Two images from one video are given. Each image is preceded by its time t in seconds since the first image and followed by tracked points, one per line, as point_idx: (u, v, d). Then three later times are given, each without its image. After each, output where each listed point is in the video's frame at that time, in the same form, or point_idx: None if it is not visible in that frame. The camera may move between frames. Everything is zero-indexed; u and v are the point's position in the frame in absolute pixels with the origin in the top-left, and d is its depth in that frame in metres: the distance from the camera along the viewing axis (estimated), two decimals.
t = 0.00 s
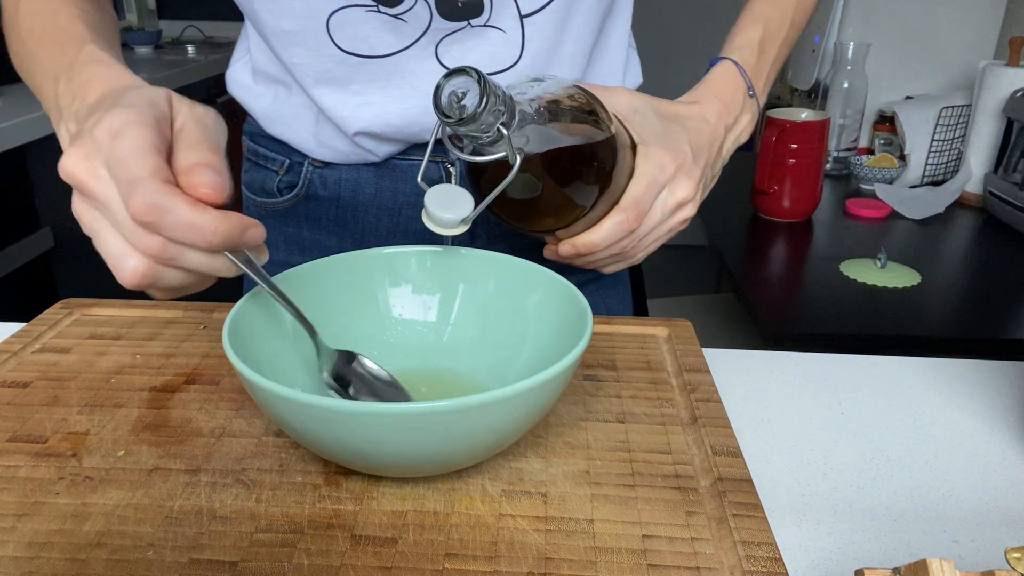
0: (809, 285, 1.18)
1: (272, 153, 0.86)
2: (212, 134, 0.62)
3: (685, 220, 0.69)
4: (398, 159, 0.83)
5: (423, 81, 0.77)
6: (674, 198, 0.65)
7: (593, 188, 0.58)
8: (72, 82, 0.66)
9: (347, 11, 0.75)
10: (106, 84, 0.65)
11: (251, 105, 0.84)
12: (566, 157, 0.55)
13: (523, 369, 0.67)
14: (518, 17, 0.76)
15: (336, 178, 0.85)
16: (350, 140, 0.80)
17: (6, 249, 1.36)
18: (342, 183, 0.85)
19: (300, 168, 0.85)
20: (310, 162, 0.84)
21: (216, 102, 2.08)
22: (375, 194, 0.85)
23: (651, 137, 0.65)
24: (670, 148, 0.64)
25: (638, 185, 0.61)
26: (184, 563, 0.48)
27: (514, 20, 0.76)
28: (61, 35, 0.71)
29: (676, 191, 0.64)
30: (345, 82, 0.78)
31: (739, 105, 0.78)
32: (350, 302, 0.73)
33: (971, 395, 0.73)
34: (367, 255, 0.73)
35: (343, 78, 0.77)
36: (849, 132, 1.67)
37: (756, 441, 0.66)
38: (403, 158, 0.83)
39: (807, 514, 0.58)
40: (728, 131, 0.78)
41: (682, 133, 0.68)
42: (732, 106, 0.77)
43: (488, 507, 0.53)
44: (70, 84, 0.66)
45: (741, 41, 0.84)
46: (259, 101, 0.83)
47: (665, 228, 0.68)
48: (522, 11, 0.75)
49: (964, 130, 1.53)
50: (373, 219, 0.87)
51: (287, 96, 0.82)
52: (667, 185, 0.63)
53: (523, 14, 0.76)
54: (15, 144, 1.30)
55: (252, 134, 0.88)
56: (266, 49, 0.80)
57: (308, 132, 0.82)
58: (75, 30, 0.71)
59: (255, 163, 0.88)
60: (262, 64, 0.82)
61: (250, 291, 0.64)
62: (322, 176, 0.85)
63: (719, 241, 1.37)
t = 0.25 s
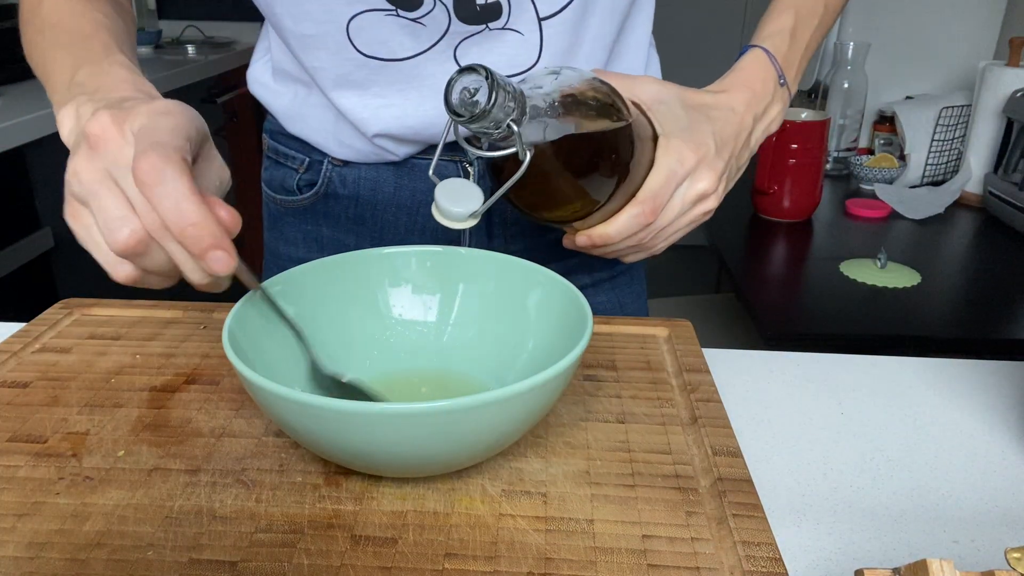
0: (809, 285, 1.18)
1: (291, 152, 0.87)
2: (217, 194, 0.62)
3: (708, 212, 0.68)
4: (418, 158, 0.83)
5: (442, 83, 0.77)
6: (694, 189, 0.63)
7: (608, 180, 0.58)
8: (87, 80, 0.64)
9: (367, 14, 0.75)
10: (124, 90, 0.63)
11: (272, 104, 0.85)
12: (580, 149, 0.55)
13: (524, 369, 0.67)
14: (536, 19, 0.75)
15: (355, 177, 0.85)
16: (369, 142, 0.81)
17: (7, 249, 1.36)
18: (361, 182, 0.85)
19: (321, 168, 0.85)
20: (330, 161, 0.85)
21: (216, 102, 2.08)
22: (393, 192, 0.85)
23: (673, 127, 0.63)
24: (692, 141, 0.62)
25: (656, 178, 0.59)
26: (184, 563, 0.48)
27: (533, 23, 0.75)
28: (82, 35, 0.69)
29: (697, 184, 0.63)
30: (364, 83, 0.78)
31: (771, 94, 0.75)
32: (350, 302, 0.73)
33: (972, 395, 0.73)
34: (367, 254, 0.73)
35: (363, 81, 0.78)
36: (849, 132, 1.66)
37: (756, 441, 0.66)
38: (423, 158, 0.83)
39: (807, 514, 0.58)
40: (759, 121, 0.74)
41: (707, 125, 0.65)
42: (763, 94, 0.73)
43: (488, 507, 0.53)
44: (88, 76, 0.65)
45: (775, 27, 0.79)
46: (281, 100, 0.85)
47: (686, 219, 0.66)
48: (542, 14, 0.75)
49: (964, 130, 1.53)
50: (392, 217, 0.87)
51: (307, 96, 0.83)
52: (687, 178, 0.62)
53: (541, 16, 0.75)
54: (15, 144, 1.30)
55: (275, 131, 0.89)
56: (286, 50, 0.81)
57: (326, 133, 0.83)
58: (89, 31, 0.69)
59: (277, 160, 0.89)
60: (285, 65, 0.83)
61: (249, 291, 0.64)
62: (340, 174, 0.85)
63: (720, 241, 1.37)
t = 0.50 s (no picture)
0: (809, 285, 1.18)
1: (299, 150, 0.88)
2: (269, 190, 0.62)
3: (722, 202, 0.68)
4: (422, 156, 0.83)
5: (447, 81, 0.76)
6: (708, 180, 0.63)
7: (620, 174, 0.57)
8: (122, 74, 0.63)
9: (372, 12, 0.75)
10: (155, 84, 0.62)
11: (280, 102, 0.85)
12: (594, 145, 0.54)
13: (525, 369, 0.67)
14: (541, 17, 0.75)
15: (360, 175, 0.85)
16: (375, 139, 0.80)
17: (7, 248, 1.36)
18: (366, 180, 0.85)
19: (328, 165, 0.86)
20: (336, 158, 0.85)
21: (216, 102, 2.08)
22: (398, 191, 0.85)
23: (689, 117, 0.61)
24: (706, 133, 0.61)
25: (668, 172, 0.59)
26: (184, 563, 0.48)
27: (538, 20, 0.75)
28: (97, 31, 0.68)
29: (709, 176, 0.63)
30: (371, 82, 0.78)
31: (792, 83, 0.72)
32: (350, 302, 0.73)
33: (973, 396, 0.73)
34: (367, 254, 0.73)
35: (371, 78, 0.78)
36: (849, 132, 1.66)
37: (756, 442, 0.66)
38: (427, 156, 0.82)
39: (807, 514, 0.58)
40: (779, 110, 0.71)
41: (723, 117, 0.63)
42: (784, 83, 0.70)
43: (488, 508, 0.53)
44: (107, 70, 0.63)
45: (801, 11, 0.75)
46: (289, 98, 0.85)
47: (699, 208, 0.67)
48: (547, 11, 0.74)
49: (964, 130, 1.53)
50: (397, 216, 0.87)
51: (314, 94, 0.83)
52: (700, 171, 0.62)
53: (546, 13, 0.75)
54: (15, 143, 1.29)
55: (286, 130, 0.90)
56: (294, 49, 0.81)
57: (333, 130, 0.83)
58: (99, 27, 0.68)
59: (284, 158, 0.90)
60: (292, 63, 0.83)
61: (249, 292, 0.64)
62: (346, 172, 0.85)
63: (720, 241, 1.37)
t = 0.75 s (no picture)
0: (809, 285, 1.18)
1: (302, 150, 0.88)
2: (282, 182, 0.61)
3: (717, 205, 0.67)
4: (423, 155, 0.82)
5: (447, 80, 0.76)
6: (701, 187, 0.62)
7: (613, 179, 0.58)
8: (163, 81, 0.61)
9: (373, 10, 0.75)
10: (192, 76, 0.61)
11: (283, 102, 0.85)
12: (582, 149, 0.55)
13: (524, 369, 0.67)
14: (541, 15, 0.75)
15: (364, 174, 0.85)
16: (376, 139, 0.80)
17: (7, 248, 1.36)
18: (369, 180, 0.85)
19: (331, 165, 0.86)
20: (339, 159, 0.85)
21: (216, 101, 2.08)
22: (401, 190, 0.85)
23: (685, 121, 0.60)
24: (701, 139, 0.60)
25: (660, 181, 0.59)
26: (184, 563, 0.48)
27: (538, 19, 0.75)
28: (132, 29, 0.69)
29: (703, 182, 0.62)
30: (369, 81, 0.77)
31: (792, 83, 0.71)
32: (350, 301, 0.73)
33: (973, 396, 0.73)
34: (367, 254, 0.73)
35: (371, 77, 0.78)
36: (849, 132, 1.66)
37: (756, 442, 0.66)
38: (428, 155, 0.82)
39: (807, 515, 0.58)
40: (777, 111, 0.70)
41: (719, 121, 0.62)
42: (783, 83, 0.70)
43: (487, 508, 0.53)
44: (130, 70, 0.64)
45: (799, 12, 0.75)
46: (291, 98, 0.85)
47: (694, 211, 0.66)
48: (546, 10, 0.75)
49: (964, 130, 1.53)
50: (400, 215, 0.87)
51: (316, 94, 0.83)
52: (694, 177, 0.61)
53: (546, 12, 0.75)
54: (15, 143, 1.29)
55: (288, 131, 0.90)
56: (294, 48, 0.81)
57: (335, 130, 0.83)
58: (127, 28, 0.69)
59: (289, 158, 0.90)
60: (294, 61, 0.83)
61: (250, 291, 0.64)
62: (350, 172, 0.85)
63: (720, 241, 1.37)
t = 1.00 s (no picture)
0: (809, 285, 1.18)
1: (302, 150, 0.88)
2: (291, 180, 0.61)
3: (715, 205, 0.68)
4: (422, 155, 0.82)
5: (445, 80, 0.76)
6: (699, 188, 0.63)
7: (608, 181, 0.58)
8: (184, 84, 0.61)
9: (370, 10, 0.75)
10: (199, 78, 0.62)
11: (282, 101, 0.86)
12: (576, 152, 0.56)
13: (524, 369, 0.67)
14: (538, 16, 0.75)
15: (363, 174, 0.85)
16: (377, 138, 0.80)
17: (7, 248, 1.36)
18: (368, 179, 0.85)
19: (330, 165, 0.86)
20: (339, 159, 0.85)
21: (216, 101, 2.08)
22: (400, 190, 0.85)
23: (685, 120, 0.60)
24: (699, 139, 0.60)
25: (656, 181, 0.59)
26: (184, 563, 0.48)
27: (535, 19, 0.75)
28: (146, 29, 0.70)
29: (701, 182, 0.63)
30: (365, 81, 0.77)
31: (795, 81, 0.71)
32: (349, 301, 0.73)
33: (973, 396, 0.73)
34: (367, 254, 0.73)
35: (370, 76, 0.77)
36: (849, 132, 1.66)
37: (756, 442, 0.66)
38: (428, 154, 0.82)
39: (807, 515, 0.58)
40: (778, 109, 0.70)
41: (719, 119, 0.62)
42: (786, 81, 0.70)
43: (487, 508, 0.53)
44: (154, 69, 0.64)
45: (805, 7, 0.74)
46: (292, 98, 0.85)
47: (692, 211, 0.67)
48: (543, 11, 0.75)
49: (964, 130, 1.53)
50: (398, 215, 0.87)
51: (315, 94, 0.83)
52: (691, 177, 0.61)
53: (541, 12, 0.75)
54: (14, 143, 1.29)
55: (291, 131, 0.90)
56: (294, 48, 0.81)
57: (336, 129, 0.83)
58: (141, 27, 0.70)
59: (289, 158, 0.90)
60: (293, 61, 0.83)
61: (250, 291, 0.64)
62: (349, 171, 0.85)
63: (720, 241, 1.37)
